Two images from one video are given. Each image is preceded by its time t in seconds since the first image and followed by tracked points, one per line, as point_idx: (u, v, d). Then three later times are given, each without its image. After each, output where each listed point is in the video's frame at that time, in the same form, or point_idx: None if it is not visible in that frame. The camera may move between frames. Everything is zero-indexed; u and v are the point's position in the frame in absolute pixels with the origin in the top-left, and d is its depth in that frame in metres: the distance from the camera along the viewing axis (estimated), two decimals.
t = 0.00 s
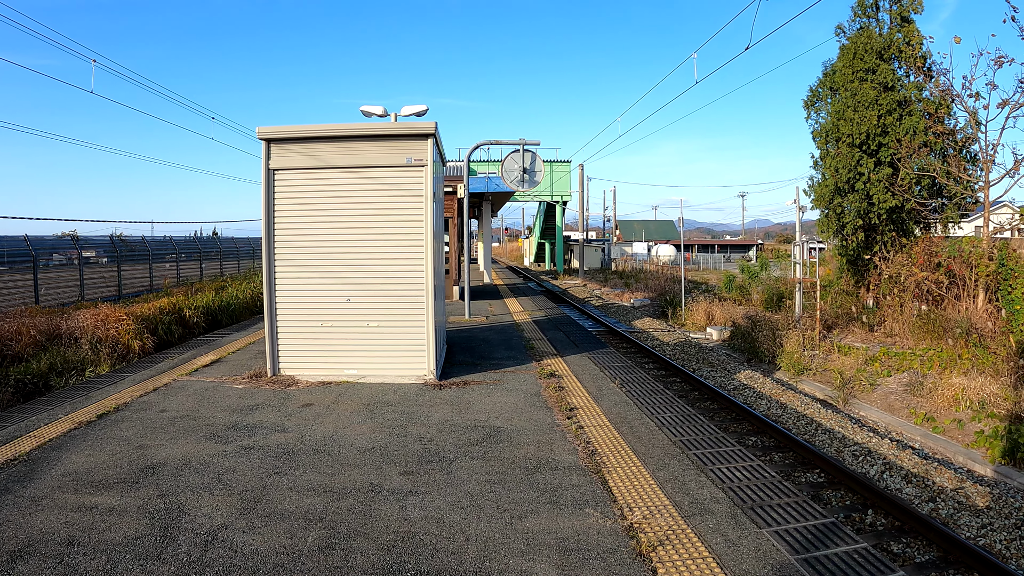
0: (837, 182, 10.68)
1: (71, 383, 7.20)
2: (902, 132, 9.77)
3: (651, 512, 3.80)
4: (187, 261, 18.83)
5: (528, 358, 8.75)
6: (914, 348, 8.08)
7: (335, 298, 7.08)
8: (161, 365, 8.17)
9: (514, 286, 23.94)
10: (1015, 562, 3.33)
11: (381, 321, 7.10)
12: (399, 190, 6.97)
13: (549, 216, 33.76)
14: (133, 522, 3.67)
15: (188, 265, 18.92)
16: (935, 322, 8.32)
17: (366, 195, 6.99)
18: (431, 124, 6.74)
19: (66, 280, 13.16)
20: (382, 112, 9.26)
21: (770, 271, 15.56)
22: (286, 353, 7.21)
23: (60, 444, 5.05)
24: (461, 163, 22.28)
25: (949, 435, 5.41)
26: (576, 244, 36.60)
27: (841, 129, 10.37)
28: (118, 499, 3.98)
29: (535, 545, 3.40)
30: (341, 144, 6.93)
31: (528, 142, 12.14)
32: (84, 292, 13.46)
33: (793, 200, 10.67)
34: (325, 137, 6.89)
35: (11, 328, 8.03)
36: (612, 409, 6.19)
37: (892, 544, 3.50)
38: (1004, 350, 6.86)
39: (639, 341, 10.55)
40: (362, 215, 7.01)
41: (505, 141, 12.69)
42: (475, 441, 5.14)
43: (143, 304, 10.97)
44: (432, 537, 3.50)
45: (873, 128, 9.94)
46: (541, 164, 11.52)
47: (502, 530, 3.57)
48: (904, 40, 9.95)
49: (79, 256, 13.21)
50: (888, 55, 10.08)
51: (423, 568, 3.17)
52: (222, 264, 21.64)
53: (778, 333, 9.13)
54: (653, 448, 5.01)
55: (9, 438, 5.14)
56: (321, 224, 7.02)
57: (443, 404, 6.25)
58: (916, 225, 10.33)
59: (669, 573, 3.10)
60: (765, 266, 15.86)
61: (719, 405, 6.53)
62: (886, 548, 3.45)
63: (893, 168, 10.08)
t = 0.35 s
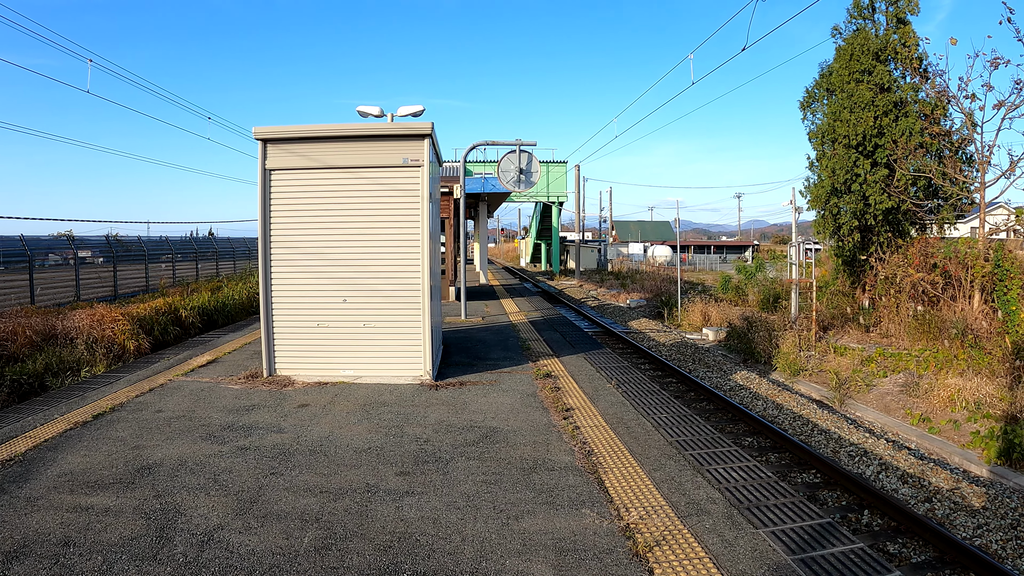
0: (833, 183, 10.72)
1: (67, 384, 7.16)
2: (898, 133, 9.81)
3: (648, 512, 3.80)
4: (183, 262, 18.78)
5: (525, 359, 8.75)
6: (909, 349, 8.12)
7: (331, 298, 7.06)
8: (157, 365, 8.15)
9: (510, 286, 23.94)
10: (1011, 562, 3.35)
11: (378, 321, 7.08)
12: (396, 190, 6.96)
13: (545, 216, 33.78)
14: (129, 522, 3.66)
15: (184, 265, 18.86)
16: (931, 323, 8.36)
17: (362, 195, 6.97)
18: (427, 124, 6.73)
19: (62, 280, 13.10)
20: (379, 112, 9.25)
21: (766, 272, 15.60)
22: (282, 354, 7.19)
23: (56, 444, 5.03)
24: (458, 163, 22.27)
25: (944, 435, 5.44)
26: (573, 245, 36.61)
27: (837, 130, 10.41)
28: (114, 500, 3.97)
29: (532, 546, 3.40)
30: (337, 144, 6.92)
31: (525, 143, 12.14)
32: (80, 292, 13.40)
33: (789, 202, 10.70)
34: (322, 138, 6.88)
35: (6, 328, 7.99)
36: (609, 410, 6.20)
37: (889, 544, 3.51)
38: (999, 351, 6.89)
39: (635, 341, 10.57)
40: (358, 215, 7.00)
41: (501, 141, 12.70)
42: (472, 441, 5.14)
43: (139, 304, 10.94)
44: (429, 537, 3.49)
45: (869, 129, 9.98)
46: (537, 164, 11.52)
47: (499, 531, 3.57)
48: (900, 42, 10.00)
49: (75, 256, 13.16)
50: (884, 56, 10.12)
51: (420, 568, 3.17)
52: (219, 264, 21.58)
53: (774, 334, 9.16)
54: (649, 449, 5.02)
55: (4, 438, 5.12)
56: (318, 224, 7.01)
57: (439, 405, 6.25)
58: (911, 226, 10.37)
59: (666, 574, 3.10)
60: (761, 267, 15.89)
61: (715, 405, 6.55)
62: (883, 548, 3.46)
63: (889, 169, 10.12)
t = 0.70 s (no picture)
0: (829, 184, 10.75)
1: (63, 384, 7.12)
2: (895, 133, 9.84)
3: (643, 513, 3.80)
4: (180, 262, 18.72)
5: (521, 359, 8.74)
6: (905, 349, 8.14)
7: (327, 298, 7.04)
8: (153, 365, 8.11)
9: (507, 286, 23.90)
10: (1007, 563, 3.35)
11: (374, 321, 7.07)
12: (392, 190, 6.95)
13: (542, 216, 33.78)
14: (125, 522, 3.64)
15: (181, 265, 18.80)
16: (927, 324, 8.39)
17: (359, 195, 6.96)
18: (425, 124, 6.72)
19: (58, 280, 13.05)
20: (376, 112, 9.24)
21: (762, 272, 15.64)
22: (278, 354, 7.17)
23: (51, 445, 5.00)
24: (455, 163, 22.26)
25: (940, 435, 5.45)
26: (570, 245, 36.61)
27: (834, 131, 10.44)
28: (110, 500, 3.94)
29: (529, 546, 3.39)
30: (334, 144, 6.91)
31: (522, 143, 12.14)
32: (76, 292, 13.34)
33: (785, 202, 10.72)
34: (319, 138, 6.86)
35: (2, 328, 7.94)
36: (605, 410, 6.19)
37: (884, 545, 3.52)
38: (995, 352, 6.91)
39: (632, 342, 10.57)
40: (354, 215, 6.98)
41: (498, 141, 12.70)
42: (468, 442, 5.13)
43: (136, 304, 10.89)
44: (426, 538, 3.48)
45: (865, 129, 10.01)
46: (534, 165, 11.52)
47: (496, 531, 3.56)
48: (897, 43, 10.03)
49: (71, 256, 13.11)
50: (881, 57, 10.16)
51: (416, 569, 3.16)
52: (215, 264, 21.51)
53: (771, 334, 9.17)
54: (645, 449, 5.02)
55: None
56: (314, 224, 6.99)
57: (436, 405, 6.23)
58: (908, 227, 10.41)
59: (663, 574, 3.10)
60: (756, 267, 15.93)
61: (711, 406, 6.55)
62: (878, 549, 3.46)
63: (886, 170, 10.15)
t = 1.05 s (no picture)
0: (827, 183, 10.77)
1: (60, 384, 7.09)
2: (892, 133, 9.86)
3: (641, 512, 3.80)
4: (177, 261, 18.66)
5: (518, 358, 8.74)
6: (902, 348, 8.15)
7: (324, 297, 7.03)
8: (150, 365, 8.08)
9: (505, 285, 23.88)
10: (1003, 562, 3.37)
11: (371, 321, 7.06)
12: (389, 189, 6.94)
13: (539, 216, 33.78)
14: (122, 522, 3.62)
15: (178, 264, 18.74)
16: (924, 323, 8.42)
17: (356, 194, 6.94)
18: (422, 124, 6.71)
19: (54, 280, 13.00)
20: (373, 111, 9.22)
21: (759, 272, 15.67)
22: (275, 353, 7.16)
23: (48, 444, 4.98)
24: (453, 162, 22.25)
25: (938, 435, 5.47)
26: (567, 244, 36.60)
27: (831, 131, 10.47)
28: (107, 500, 3.93)
29: (526, 545, 3.39)
30: (331, 143, 6.89)
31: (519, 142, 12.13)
32: (73, 292, 13.28)
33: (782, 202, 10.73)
34: (316, 137, 6.85)
35: None
36: (602, 410, 6.19)
37: (882, 544, 3.52)
38: (992, 352, 6.93)
39: (629, 341, 10.58)
40: (351, 214, 6.96)
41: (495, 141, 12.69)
42: (465, 441, 5.12)
43: (132, 304, 10.86)
44: (423, 537, 3.48)
45: (862, 129, 10.03)
46: (531, 164, 11.52)
47: (493, 530, 3.56)
48: (894, 43, 10.05)
49: (68, 255, 13.07)
50: (878, 57, 10.18)
51: (413, 568, 3.15)
52: (212, 263, 21.46)
53: (768, 334, 9.18)
54: (643, 448, 5.02)
55: None
56: (311, 222, 6.97)
57: (433, 405, 6.22)
58: (905, 226, 10.46)
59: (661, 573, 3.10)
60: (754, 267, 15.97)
61: (708, 405, 6.56)
62: (875, 548, 3.47)
63: (883, 169, 10.17)
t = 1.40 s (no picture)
0: (824, 183, 10.78)
1: (57, 382, 7.07)
2: (890, 133, 9.87)
3: (639, 511, 3.80)
4: (174, 259, 18.62)
5: (516, 357, 8.73)
6: (899, 348, 8.17)
7: (322, 296, 7.02)
8: (147, 363, 8.06)
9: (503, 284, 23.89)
10: (1001, 561, 3.38)
11: (368, 319, 7.05)
12: (387, 188, 6.92)
13: (537, 214, 33.77)
14: (119, 521, 3.61)
15: (175, 263, 18.70)
16: (921, 322, 8.43)
17: (353, 193, 6.93)
18: (419, 122, 6.69)
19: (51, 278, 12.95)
20: (371, 110, 9.20)
21: (756, 271, 15.69)
22: (272, 352, 7.14)
23: (44, 443, 4.96)
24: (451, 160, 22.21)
25: (935, 434, 5.49)
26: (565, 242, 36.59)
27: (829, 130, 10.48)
28: (104, 499, 3.91)
29: (524, 545, 3.38)
30: (328, 141, 6.87)
31: (517, 141, 12.10)
32: (70, 290, 13.24)
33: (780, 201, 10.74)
34: (313, 135, 6.83)
35: None
36: (600, 408, 6.19)
37: (879, 543, 3.53)
38: (989, 351, 6.94)
39: (626, 339, 10.58)
40: (349, 212, 6.94)
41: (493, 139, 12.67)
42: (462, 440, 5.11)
43: (129, 302, 10.82)
44: (420, 536, 3.47)
45: (861, 128, 10.03)
46: (529, 163, 11.50)
47: (491, 529, 3.55)
48: (892, 42, 10.05)
49: (65, 253, 13.02)
50: (877, 56, 10.18)
51: (410, 567, 3.15)
52: (209, 261, 21.41)
53: (766, 333, 9.19)
54: (640, 447, 5.02)
55: None
56: (309, 220, 6.95)
57: (430, 403, 6.21)
58: (903, 226, 10.51)
59: (659, 572, 3.10)
60: (751, 266, 15.98)
61: (706, 404, 6.56)
62: (873, 547, 3.47)
63: (880, 169, 10.18)
